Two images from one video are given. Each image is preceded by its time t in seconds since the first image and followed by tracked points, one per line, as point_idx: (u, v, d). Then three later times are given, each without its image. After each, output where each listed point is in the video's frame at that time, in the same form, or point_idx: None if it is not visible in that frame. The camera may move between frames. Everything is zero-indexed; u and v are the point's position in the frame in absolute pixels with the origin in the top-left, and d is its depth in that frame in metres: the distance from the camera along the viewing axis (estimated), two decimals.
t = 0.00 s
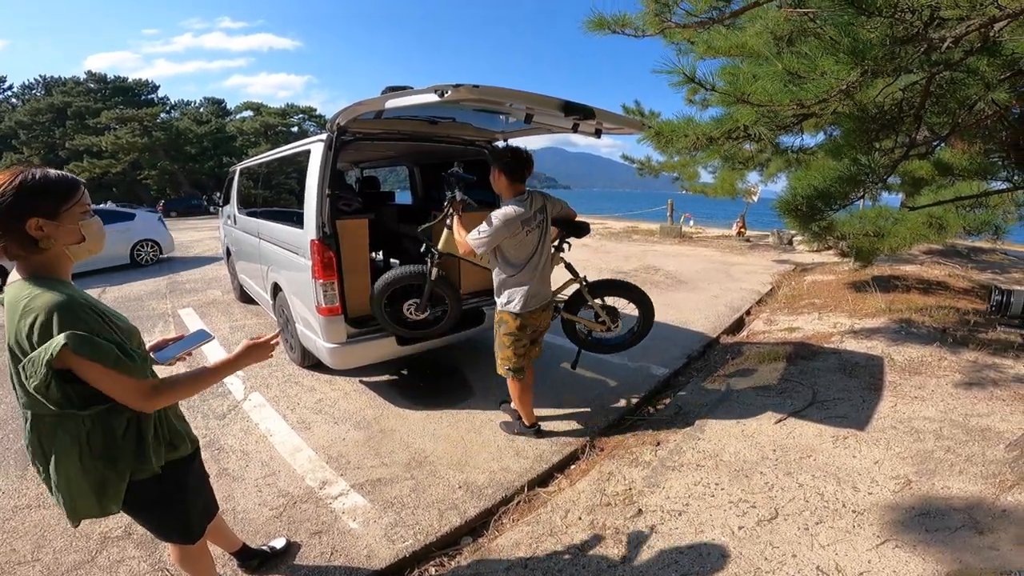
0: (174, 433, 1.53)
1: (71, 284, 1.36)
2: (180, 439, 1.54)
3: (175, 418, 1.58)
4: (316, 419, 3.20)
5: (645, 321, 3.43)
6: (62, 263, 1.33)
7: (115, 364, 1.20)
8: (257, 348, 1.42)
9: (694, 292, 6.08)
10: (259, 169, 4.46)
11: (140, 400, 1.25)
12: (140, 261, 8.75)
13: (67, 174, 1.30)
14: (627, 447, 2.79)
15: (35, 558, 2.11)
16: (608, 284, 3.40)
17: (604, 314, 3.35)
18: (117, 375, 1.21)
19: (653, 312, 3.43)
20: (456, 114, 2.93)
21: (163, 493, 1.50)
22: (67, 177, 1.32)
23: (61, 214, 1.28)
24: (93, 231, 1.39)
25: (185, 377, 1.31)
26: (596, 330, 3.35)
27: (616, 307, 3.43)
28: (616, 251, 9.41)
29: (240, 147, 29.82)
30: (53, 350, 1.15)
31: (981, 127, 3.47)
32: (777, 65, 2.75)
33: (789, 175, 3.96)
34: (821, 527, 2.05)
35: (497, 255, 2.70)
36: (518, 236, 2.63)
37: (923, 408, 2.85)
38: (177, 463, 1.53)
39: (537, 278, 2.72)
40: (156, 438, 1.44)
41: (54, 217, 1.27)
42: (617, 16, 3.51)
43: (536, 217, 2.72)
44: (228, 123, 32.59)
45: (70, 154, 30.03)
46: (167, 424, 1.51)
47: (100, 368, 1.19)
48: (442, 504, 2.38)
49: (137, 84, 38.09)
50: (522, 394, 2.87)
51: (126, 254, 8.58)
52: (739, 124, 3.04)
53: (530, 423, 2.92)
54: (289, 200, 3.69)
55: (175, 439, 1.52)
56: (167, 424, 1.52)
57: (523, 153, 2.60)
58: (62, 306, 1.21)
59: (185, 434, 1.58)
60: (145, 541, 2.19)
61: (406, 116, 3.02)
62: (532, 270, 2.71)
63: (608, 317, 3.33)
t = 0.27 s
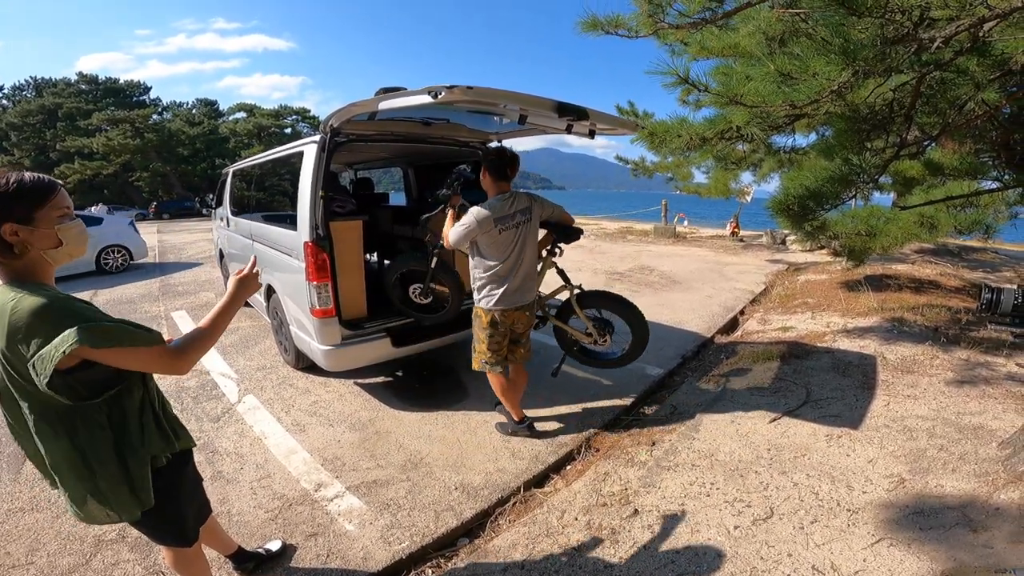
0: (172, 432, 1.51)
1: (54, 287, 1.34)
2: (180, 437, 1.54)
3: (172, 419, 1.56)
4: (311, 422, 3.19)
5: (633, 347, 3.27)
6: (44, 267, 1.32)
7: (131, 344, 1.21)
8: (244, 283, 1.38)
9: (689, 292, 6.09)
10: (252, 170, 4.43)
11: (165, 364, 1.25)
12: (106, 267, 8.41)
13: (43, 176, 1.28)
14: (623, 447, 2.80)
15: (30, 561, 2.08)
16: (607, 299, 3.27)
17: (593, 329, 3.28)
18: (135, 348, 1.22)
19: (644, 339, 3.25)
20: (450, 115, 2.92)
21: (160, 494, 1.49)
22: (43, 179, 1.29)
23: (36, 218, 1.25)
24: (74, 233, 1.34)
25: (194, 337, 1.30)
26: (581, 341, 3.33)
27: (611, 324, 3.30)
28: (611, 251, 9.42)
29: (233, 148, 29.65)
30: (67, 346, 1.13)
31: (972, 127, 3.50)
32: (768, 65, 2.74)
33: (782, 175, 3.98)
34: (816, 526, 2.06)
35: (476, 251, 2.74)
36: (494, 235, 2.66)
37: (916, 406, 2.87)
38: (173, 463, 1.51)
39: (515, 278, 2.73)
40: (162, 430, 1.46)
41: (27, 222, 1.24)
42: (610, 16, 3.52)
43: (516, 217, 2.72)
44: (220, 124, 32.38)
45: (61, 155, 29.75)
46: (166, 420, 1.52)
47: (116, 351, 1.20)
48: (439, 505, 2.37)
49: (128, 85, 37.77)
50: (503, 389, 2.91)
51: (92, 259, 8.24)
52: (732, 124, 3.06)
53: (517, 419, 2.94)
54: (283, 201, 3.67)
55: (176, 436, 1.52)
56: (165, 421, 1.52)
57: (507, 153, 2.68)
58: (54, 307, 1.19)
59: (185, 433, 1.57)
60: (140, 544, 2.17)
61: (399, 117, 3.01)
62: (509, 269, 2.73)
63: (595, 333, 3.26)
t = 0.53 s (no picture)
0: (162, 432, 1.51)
1: (54, 283, 1.35)
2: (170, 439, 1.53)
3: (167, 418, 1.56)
4: (310, 420, 3.19)
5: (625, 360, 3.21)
6: (43, 263, 1.32)
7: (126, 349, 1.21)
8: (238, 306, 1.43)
9: (688, 294, 6.10)
10: (254, 168, 4.43)
11: (155, 374, 1.26)
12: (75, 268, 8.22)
13: (43, 172, 1.28)
14: (621, 448, 2.80)
15: (26, 558, 2.08)
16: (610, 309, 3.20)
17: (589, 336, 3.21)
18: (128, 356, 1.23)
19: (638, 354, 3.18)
20: (452, 115, 2.92)
21: (158, 490, 1.49)
22: (39, 175, 1.28)
23: (35, 214, 1.26)
24: (72, 228, 1.35)
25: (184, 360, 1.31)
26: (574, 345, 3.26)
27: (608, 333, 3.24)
28: (611, 253, 9.43)
29: (235, 146, 29.66)
30: (62, 346, 1.14)
31: (974, 131, 3.50)
32: (773, 68, 2.75)
33: (783, 178, 3.98)
34: (813, 528, 2.06)
35: (465, 243, 2.83)
36: (478, 231, 2.73)
37: (914, 410, 2.88)
38: (169, 460, 1.52)
39: (498, 276, 2.77)
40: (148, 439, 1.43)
41: (27, 218, 1.25)
42: (613, 18, 3.52)
43: (504, 216, 2.75)
44: (222, 121, 32.39)
45: (63, 151, 29.79)
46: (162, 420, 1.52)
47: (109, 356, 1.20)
48: (436, 505, 2.37)
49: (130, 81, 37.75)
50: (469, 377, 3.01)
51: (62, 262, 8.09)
52: (733, 127, 3.06)
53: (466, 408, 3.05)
54: (284, 199, 3.68)
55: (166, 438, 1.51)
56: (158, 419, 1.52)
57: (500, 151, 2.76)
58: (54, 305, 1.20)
59: (177, 432, 1.57)
60: (137, 541, 2.17)
61: (402, 117, 3.01)
62: (493, 267, 2.77)
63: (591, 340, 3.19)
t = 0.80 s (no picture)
0: (156, 435, 1.48)
1: (53, 282, 1.35)
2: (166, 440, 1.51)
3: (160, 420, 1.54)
4: (309, 420, 3.19)
5: (611, 366, 3.17)
6: (42, 262, 1.32)
7: (91, 365, 1.18)
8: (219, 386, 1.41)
9: (688, 295, 6.10)
10: (254, 168, 4.43)
11: (104, 406, 1.22)
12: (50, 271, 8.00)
13: (41, 171, 1.28)
14: (620, 449, 2.80)
15: (24, 557, 2.08)
16: (598, 312, 3.14)
17: (576, 338, 3.20)
18: (90, 379, 1.20)
19: (623, 362, 3.13)
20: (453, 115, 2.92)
21: (157, 489, 1.50)
22: (36, 173, 1.28)
23: (34, 213, 1.26)
24: (72, 227, 1.35)
25: (144, 405, 1.28)
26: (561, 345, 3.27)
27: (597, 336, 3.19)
28: (611, 254, 9.43)
29: (235, 145, 29.66)
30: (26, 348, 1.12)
31: (973, 132, 3.51)
32: (773, 69, 2.75)
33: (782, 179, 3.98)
34: (811, 529, 2.07)
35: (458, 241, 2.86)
36: (468, 229, 2.76)
37: (912, 411, 2.88)
38: (165, 461, 1.51)
39: (489, 277, 2.78)
40: (129, 451, 1.40)
41: (27, 216, 1.25)
42: (614, 19, 3.53)
43: (495, 216, 2.76)
44: (222, 121, 32.37)
45: (63, 150, 29.77)
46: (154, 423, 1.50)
47: (72, 369, 1.17)
48: (435, 505, 2.37)
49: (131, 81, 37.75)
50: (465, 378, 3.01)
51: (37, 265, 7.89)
52: (734, 128, 3.04)
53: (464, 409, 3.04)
54: (284, 199, 3.68)
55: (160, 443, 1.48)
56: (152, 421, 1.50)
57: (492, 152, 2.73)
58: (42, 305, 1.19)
59: (172, 433, 1.56)
60: (135, 541, 2.17)
61: (402, 117, 3.01)
62: (483, 267, 2.78)
63: (576, 342, 3.18)
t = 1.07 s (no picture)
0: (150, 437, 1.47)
1: (44, 284, 1.33)
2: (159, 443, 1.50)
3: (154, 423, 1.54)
4: (308, 420, 3.18)
5: (595, 368, 3.18)
6: (35, 264, 1.31)
7: (58, 378, 1.17)
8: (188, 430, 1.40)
9: (686, 295, 6.11)
10: (251, 168, 4.42)
11: (68, 421, 1.21)
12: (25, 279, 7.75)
13: (36, 173, 1.27)
14: (619, 449, 2.80)
15: (22, 559, 2.07)
16: (586, 314, 3.13)
17: (562, 338, 3.20)
18: (59, 391, 1.19)
19: (608, 366, 3.14)
20: (451, 115, 2.92)
21: (153, 490, 1.49)
22: (28, 174, 1.27)
23: (29, 214, 1.25)
24: (66, 229, 1.35)
25: (114, 424, 1.27)
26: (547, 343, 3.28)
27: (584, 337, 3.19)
28: (609, 253, 9.44)
29: (232, 146, 29.59)
30: None
31: (971, 131, 3.52)
32: (771, 69, 2.76)
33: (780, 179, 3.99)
34: (810, 528, 2.07)
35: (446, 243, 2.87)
36: (454, 231, 2.77)
37: (910, 410, 2.89)
38: (158, 465, 1.50)
39: (476, 279, 2.79)
40: (111, 460, 1.39)
41: (23, 217, 1.24)
42: (612, 18, 3.53)
43: (481, 217, 2.77)
44: (219, 121, 32.29)
45: (60, 151, 29.66)
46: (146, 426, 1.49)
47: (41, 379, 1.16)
48: (434, 505, 2.37)
49: (128, 81, 37.63)
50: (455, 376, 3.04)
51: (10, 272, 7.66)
52: (731, 127, 3.04)
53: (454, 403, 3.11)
54: (281, 198, 3.67)
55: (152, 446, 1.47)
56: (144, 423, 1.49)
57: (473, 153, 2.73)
58: (22, 308, 1.18)
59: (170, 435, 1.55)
60: (133, 542, 2.17)
61: (400, 117, 3.00)
62: (470, 268, 2.79)
63: (563, 342, 3.18)
